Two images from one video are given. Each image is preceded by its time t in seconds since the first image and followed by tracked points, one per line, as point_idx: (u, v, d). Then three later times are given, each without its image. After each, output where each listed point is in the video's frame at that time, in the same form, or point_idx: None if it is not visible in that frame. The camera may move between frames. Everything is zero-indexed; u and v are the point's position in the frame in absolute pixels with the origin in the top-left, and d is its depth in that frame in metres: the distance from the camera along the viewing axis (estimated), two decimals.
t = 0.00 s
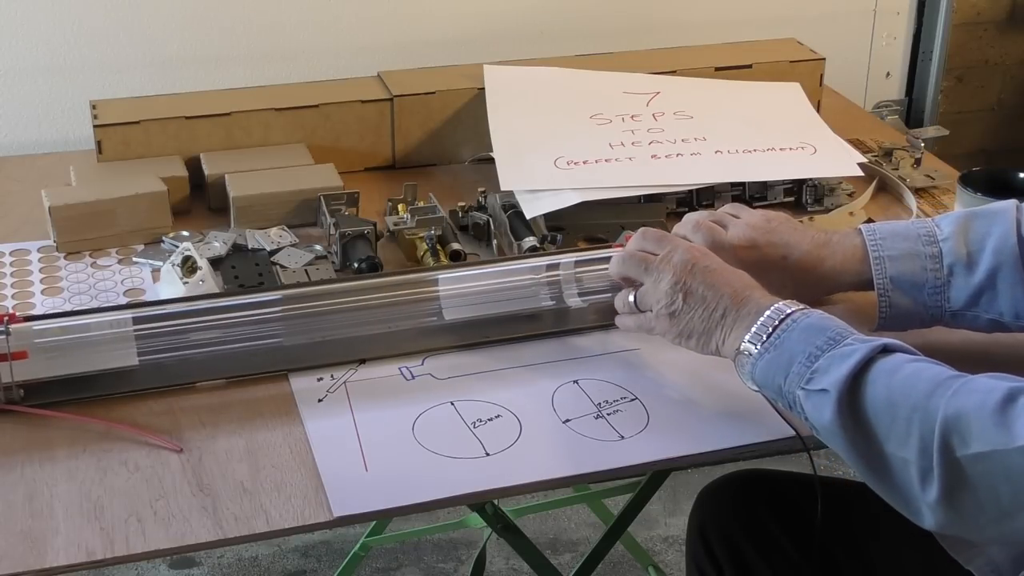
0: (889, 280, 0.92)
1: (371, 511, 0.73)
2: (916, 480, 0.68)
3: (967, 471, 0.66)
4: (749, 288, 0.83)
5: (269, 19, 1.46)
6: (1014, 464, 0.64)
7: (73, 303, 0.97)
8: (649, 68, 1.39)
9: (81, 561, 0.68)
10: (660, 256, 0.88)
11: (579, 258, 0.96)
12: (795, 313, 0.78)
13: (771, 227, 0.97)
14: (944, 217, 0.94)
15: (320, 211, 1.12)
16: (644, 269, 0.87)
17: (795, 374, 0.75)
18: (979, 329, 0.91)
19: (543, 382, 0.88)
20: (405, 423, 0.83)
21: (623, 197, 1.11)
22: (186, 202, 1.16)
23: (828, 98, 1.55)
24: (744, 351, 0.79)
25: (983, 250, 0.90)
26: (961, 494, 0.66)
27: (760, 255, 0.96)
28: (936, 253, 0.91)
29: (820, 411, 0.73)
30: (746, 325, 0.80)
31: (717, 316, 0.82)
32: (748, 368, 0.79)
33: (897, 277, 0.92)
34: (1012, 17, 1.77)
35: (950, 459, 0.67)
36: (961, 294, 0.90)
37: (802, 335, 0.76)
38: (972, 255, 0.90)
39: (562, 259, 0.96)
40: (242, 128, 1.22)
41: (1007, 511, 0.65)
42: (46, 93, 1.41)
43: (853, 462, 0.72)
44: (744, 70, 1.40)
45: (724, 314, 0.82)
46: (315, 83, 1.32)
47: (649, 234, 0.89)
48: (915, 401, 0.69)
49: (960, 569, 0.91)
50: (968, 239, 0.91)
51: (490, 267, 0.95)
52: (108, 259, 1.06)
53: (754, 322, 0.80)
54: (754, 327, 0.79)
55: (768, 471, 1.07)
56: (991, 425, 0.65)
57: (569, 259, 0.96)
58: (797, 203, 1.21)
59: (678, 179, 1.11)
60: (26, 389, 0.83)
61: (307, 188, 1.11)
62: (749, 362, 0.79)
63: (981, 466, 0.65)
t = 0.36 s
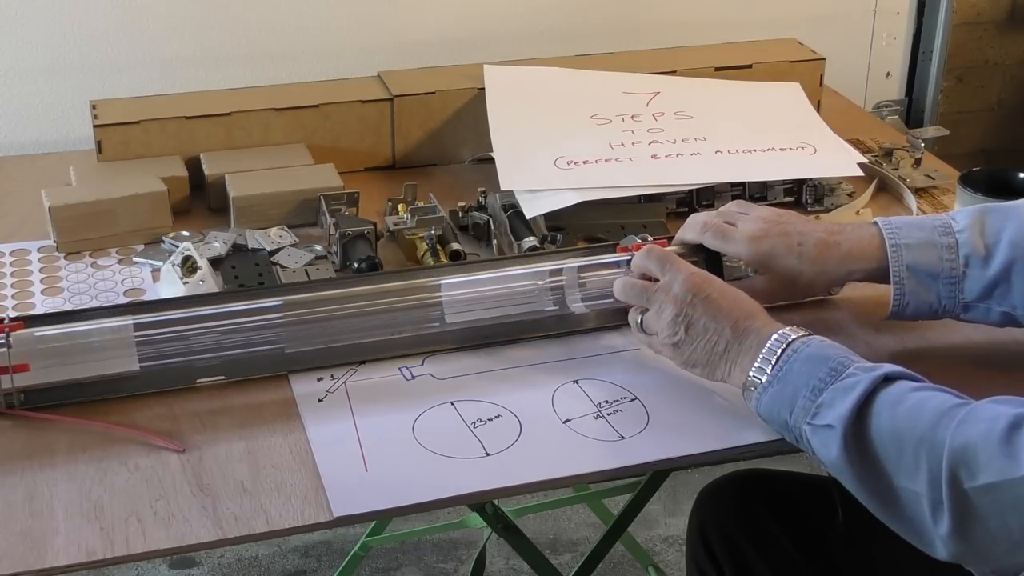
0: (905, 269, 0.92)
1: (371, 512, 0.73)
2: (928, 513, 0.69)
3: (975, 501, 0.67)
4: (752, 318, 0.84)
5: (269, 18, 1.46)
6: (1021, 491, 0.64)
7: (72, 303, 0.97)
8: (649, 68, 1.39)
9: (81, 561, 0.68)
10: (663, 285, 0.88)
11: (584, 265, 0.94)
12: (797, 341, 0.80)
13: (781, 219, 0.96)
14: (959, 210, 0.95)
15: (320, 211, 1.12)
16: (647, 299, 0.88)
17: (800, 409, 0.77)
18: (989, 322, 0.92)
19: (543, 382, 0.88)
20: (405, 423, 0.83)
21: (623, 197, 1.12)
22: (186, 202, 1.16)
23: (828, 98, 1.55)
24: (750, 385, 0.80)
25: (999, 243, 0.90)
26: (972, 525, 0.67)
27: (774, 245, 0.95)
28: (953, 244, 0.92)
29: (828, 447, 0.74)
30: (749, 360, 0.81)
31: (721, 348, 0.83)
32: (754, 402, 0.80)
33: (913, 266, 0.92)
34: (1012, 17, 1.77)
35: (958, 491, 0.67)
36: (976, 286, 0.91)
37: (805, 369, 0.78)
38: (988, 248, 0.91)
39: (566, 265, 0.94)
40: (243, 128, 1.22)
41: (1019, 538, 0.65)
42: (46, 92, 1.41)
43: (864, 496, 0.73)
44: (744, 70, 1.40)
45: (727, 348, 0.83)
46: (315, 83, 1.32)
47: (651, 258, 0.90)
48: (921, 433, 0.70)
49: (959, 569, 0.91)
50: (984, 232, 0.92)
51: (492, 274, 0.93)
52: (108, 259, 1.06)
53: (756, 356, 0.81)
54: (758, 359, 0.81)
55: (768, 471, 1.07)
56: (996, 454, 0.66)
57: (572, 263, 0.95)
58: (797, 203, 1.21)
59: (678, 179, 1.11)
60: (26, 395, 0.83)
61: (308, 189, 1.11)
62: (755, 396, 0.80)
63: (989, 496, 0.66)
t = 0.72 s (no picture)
0: (917, 280, 0.92)
1: (370, 512, 0.73)
2: (942, 548, 0.69)
3: (988, 537, 0.66)
4: (747, 343, 0.83)
5: (269, 18, 1.46)
6: None
7: (72, 303, 0.97)
8: (649, 68, 1.39)
9: (81, 561, 0.68)
10: (654, 315, 0.88)
11: (589, 278, 0.93)
12: (796, 367, 0.80)
13: (792, 226, 0.96)
14: (969, 220, 0.95)
15: (320, 211, 1.12)
16: (641, 332, 0.88)
17: (806, 441, 0.77)
18: (1000, 332, 0.92)
19: (543, 382, 0.88)
20: (405, 423, 0.83)
21: (622, 197, 1.11)
22: (186, 202, 1.16)
23: (828, 98, 1.55)
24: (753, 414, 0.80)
25: (1009, 252, 0.91)
26: (986, 560, 0.67)
27: (785, 252, 0.94)
28: (964, 254, 0.92)
29: (837, 482, 0.74)
30: (750, 389, 0.81)
31: (720, 378, 0.83)
32: (758, 433, 0.80)
33: (925, 277, 0.92)
34: (1012, 17, 1.77)
35: (970, 527, 0.67)
36: (987, 296, 0.91)
37: (808, 400, 0.77)
38: (999, 258, 0.91)
39: (571, 279, 0.93)
40: (242, 128, 1.22)
41: None
42: (46, 93, 1.41)
43: (877, 529, 0.73)
44: (744, 70, 1.40)
45: (727, 377, 0.83)
46: (315, 83, 1.32)
47: (638, 289, 0.89)
48: (930, 467, 0.70)
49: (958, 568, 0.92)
50: (994, 242, 0.92)
51: (497, 290, 0.92)
52: (108, 259, 1.06)
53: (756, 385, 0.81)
54: (757, 390, 0.80)
55: (768, 470, 1.07)
56: (1008, 490, 0.66)
57: (578, 278, 0.93)
58: (797, 203, 1.21)
59: (678, 179, 1.11)
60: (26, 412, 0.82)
61: (307, 189, 1.11)
62: (758, 427, 0.80)
63: (1003, 531, 0.66)
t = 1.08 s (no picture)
0: (923, 296, 0.92)
1: (371, 512, 0.73)
2: (955, 558, 0.70)
3: (1001, 549, 0.67)
4: (750, 350, 0.84)
5: (269, 18, 1.46)
6: None
7: (72, 303, 0.97)
8: (649, 68, 1.39)
9: (81, 562, 0.68)
10: (657, 325, 0.88)
11: (592, 289, 0.93)
12: (801, 375, 0.80)
13: (801, 240, 0.95)
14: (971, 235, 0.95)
15: (320, 211, 1.12)
16: (645, 343, 0.88)
17: (814, 452, 0.77)
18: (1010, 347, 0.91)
19: (543, 383, 0.88)
20: (405, 423, 0.83)
21: (622, 198, 1.11)
22: (186, 202, 1.16)
23: (828, 98, 1.55)
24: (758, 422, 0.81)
25: (1015, 266, 0.91)
26: (999, 571, 0.67)
27: (795, 265, 0.92)
28: (969, 269, 0.92)
29: (846, 493, 0.75)
30: (754, 394, 0.82)
31: (723, 386, 0.83)
32: (763, 444, 0.80)
33: (931, 293, 0.92)
34: (1012, 18, 1.77)
35: (982, 539, 0.67)
36: (995, 310, 0.91)
37: (816, 410, 0.78)
38: (1003, 271, 0.91)
39: (573, 291, 0.93)
40: (243, 128, 1.22)
41: None
42: (46, 93, 1.41)
43: (888, 540, 0.74)
44: (744, 70, 1.40)
45: (730, 384, 0.83)
46: (316, 83, 1.32)
47: (640, 301, 0.90)
48: (942, 478, 0.71)
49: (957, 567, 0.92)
50: (998, 255, 0.92)
51: (500, 301, 0.92)
52: (108, 259, 1.06)
53: (762, 391, 0.81)
54: (762, 397, 0.81)
55: (767, 469, 1.07)
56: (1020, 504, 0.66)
57: (582, 289, 0.93)
58: (797, 203, 1.20)
59: (678, 179, 1.11)
60: (25, 428, 0.81)
61: (308, 189, 1.11)
62: (763, 436, 0.80)
63: (1015, 544, 0.66)
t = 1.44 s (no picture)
0: (945, 281, 0.93)
1: (371, 512, 0.73)
2: (960, 563, 0.69)
3: (1006, 554, 0.66)
4: (755, 355, 0.84)
5: (269, 18, 1.46)
6: None
7: (72, 303, 0.97)
8: (649, 68, 1.39)
9: (81, 562, 0.68)
10: (660, 327, 0.88)
11: (592, 289, 0.93)
12: (808, 380, 0.81)
13: (825, 221, 0.97)
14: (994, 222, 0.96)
15: (320, 211, 1.12)
16: (648, 345, 0.88)
17: (820, 456, 0.77)
18: None
19: (542, 383, 0.88)
20: (405, 423, 0.83)
21: (622, 197, 1.11)
22: (186, 202, 1.16)
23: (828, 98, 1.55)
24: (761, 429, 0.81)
25: None
26: None
27: (820, 242, 0.94)
28: (991, 256, 0.93)
29: (853, 497, 0.75)
30: (758, 399, 0.82)
31: (726, 389, 0.83)
32: (769, 448, 0.81)
33: (953, 278, 0.93)
34: (1012, 18, 1.77)
35: (987, 543, 0.67)
36: (1014, 298, 0.92)
37: (823, 414, 0.78)
38: None
39: (573, 291, 0.93)
40: (243, 128, 1.22)
41: None
42: (46, 93, 1.41)
43: (894, 544, 0.74)
44: (744, 70, 1.40)
45: (734, 388, 0.83)
46: (316, 83, 1.32)
47: (643, 303, 0.90)
48: (948, 483, 0.71)
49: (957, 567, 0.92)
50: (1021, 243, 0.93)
51: (501, 301, 0.92)
52: (108, 259, 1.06)
53: (765, 396, 0.82)
54: (766, 402, 0.81)
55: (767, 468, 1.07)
56: None
57: (582, 289, 0.93)
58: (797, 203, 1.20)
59: (679, 179, 1.11)
60: (25, 427, 0.81)
61: (308, 189, 1.11)
62: (770, 441, 0.81)
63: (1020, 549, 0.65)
